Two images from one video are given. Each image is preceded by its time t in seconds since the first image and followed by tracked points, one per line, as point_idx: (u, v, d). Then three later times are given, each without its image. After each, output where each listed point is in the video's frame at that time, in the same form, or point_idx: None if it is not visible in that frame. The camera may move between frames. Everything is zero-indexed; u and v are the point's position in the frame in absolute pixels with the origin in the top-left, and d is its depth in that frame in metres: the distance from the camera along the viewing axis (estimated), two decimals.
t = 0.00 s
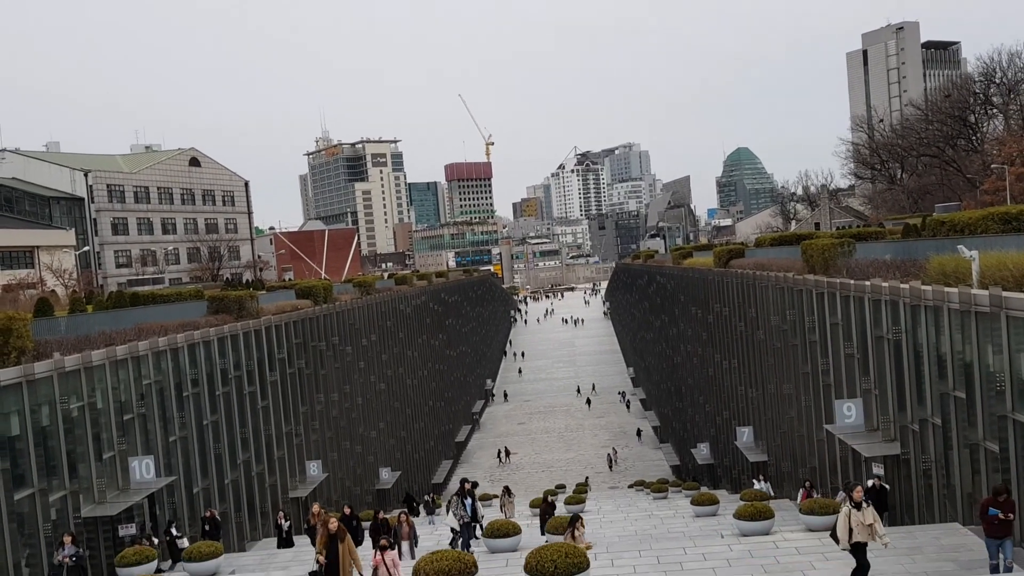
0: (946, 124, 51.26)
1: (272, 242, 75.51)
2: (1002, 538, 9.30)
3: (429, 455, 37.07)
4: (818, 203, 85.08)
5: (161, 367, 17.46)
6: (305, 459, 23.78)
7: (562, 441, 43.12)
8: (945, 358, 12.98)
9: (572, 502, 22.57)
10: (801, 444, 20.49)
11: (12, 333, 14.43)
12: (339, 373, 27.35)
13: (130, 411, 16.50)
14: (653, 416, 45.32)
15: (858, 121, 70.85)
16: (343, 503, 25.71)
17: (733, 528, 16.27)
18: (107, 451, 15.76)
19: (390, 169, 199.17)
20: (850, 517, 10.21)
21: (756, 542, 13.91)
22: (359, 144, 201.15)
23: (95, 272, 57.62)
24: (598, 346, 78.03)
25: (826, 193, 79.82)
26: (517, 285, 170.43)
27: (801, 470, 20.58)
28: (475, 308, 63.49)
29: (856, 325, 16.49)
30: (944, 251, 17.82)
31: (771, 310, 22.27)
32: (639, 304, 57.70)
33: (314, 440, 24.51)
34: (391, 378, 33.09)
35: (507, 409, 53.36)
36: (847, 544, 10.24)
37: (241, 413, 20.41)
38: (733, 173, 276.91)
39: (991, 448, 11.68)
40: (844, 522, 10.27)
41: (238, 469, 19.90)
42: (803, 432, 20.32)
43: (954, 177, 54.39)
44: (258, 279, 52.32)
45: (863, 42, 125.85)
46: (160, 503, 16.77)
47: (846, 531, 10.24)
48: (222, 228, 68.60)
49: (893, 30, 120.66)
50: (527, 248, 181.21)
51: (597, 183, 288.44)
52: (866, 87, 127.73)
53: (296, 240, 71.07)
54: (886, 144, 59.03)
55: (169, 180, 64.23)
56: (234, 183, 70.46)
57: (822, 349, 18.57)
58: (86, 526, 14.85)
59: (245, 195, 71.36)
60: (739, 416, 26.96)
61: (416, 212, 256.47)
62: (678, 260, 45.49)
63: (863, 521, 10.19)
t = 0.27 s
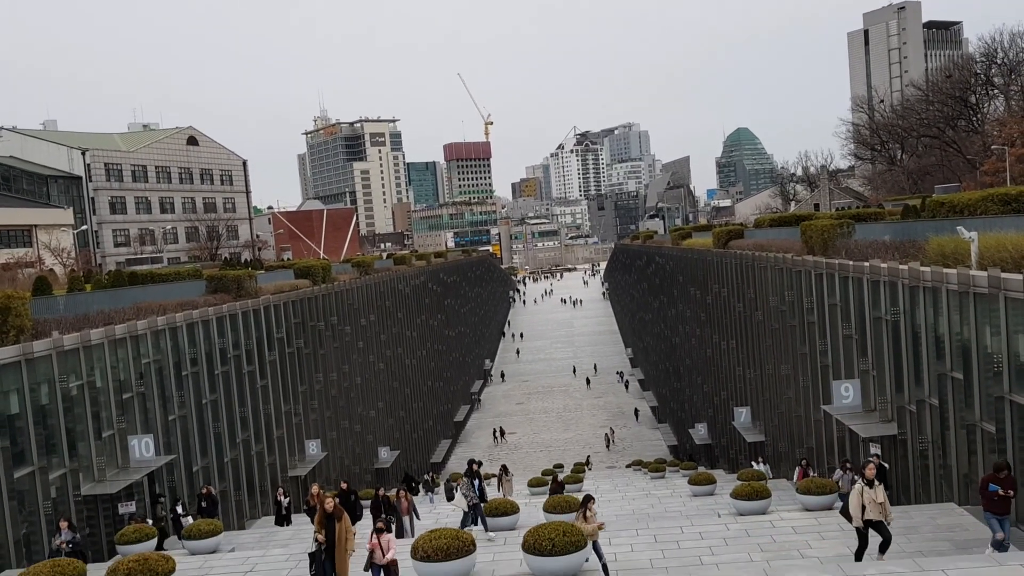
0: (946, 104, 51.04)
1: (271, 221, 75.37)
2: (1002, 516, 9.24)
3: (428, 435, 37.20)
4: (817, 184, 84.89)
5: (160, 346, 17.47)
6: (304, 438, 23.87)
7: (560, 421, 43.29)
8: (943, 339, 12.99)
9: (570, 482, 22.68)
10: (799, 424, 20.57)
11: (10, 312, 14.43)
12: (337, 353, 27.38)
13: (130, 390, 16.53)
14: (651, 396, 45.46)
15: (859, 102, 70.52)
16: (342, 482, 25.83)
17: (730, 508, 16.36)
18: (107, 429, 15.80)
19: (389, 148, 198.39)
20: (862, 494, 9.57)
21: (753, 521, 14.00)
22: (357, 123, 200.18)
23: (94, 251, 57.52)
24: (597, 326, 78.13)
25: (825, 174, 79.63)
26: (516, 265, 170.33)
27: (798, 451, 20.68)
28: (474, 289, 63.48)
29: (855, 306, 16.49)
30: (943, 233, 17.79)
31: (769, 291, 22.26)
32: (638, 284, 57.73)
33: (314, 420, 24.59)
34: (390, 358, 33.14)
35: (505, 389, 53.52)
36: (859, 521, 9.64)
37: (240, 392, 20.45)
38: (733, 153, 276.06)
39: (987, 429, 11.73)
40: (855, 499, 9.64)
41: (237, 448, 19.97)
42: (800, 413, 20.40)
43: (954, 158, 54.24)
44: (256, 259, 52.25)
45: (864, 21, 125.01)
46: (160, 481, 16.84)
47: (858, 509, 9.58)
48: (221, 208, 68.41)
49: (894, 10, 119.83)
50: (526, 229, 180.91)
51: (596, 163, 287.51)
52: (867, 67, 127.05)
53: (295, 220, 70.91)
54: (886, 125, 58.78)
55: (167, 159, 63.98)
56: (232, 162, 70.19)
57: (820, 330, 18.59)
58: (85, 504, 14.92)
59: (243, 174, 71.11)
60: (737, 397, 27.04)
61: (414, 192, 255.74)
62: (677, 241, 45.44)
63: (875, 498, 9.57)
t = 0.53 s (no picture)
0: (923, 84, 51.32)
1: (248, 200, 74.55)
2: (977, 491, 9.34)
3: (408, 415, 37.20)
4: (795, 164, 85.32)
5: (135, 326, 17.25)
6: (283, 419, 23.74)
7: (540, 400, 43.45)
8: (918, 317, 13.11)
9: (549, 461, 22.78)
10: (775, 402, 20.76)
11: None
12: (315, 333, 27.21)
13: (105, 370, 16.31)
14: (630, 375, 45.69)
15: (837, 81, 70.72)
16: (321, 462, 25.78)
17: (708, 485, 16.48)
18: (82, 410, 15.60)
19: (367, 126, 196.60)
20: (852, 467, 9.52)
21: (730, 498, 14.11)
22: (335, 101, 198.08)
23: (67, 230, 56.65)
24: (576, 306, 78.30)
25: (803, 153, 80.02)
26: (495, 245, 170.06)
27: (775, 428, 20.89)
28: (453, 268, 63.33)
29: (831, 285, 16.60)
30: (919, 211, 17.92)
31: (747, 270, 22.37)
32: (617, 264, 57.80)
33: (292, 400, 24.46)
34: (369, 338, 33.00)
35: (485, 369, 53.56)
36: (849, 493, 9.59)
37: (217, 373, 20.26)
38: (712, 133, 276.51)
39: (961, 406, 11.88)
40: (846, 472, 9.58)
41: (215, 428, 19.83)
42: (777, 390, 20.59)
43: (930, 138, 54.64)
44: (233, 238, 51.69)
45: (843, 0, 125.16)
46: (137, 463, 16.69)
47: (848, 481, 9.55)
48: (196, 186, 67.52)
49: None
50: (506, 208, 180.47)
51: (575, 142, 286.87)
52: (845, 47, 127.43)
53: (271, 199, 70.20)
54: (864, 104, 59.03)
55: (141, 136, 63.01)
56: (208, 140, 69.23)
57: (797, 308, 18.71)
58: (61, 486, 14.76)
59: (219, 152, 70.17)
60: (715, 375, 27.22)
61: (393, 170, 253.97)
62: (656, 220, 45.51)
63: (866, 471, 9.49)
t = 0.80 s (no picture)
0: (899, 72, 51.64)
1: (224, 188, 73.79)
2: (951, 473, 9.45)
3: (386, 403, 37.10)
4: (772, 152, 85.76)
5: (109, 315, 17.00)
6: (259, 408, 23.56)
7: (519, 387, 43.50)
8: (892, 304, 13.23)
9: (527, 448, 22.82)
10: (752, 388, 20.91)
11: None
12: (292, 321, 27.00)
13: (78, 359, 16.07)
14: (608, 362, 45.84)
15: (814, 69, 71.01)
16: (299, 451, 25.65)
17: (684, 471, 16.58)
18: (56, 400, 15.36)
19: (344, 113, 194.95)
20: (839, 450, 9.42)
21: (706, 484, 14.21)
22: (312, 87, 196.18)
23: (39, 217, 55.75)
24: (555, 293, 78.37)
25: (780, 141, 80.43)
26: (474, 233, 169.70)
27: (751, 414, 21.06)
28: (432, 256, 63.13)
29: (807, 272, 16.70)
30: (894, 199, 18.06)
31: (724, 257, 22.46)
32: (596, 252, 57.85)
33: (268, 388, 24.27)
34: (346, 326, 32.82)
35: (464, 357, 53.50)
36: (835, 475, 9.51)
37: (193, 361, 20.04)
38: (690, 120, 277.13)
39: (934, 392, 12.02)
40: (832, 455, 9.48)
41: (190, 418, 19.63)
42: (753, 377, 20.74)
43: (905, 126, 55.06)
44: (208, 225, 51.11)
45: None
46: (112, 453, 16.48)
47: (835, 464, 9.46)
48: (171, 173, 66.66)
49: None
50: (485, 195, 180.03)
51: (554, 129, 286.47)
52: (823, 35, 127.93)
53: (248, 186, 69.51)
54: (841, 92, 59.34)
55: (114, 122, 62.08)
56: (183, 126, 68.32)
57: (773, 295, 18.82)
58: (34, 476, 14.55)
59: (194, 139, 69.28)
60: (692, 362, 27.38)
61: (371, 157, 252.27)
62: (635, 208, 45.59)
63: (853, 453, 9.41)
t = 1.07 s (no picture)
0: (890, 54, 51.60)
1: (213, 172, 73.30)
2: (943, 453, 9.48)
3: (378, 387, 37.09)
4: (763, 135, 85.73)
5: (98, 300, 16.91)
6: (251, 393, 23.53)
7: (511, 371, 43.57)
8: (882, 287, 13.28)
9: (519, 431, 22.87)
10: (743, 370, 20.99)
11: None
12: (283, 306, 26.92)
13: (68, 345, 15.98)
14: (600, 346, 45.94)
15: (805, 51, 70.88)
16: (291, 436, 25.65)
17: (676, 453, 16.65)
18: (46, 386, 15.29)
19: (334, 96, 193.70)
20: (846, 430, 9.35)
21: (698, 467, 14.27)
22: (301, 70, 194.70)
23: (27, 203, 55.25)
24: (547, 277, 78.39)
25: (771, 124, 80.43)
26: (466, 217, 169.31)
27: (742, 397, 21.17)
28: (423, 241, 63.01)
29: (798, 256, 16.74)
30: (884, 182, 18.08)
31: (715, 241, 22.48)
32: (587, 235, 57.82)
33: (260, 373, 24.23)
34: (338, 311, 32.77)
35: (456, 341, 53.52)
36: (842, 456, 9.44)
37: (184, 346, 19.97)
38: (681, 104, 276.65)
39: (923, 373, 12.10)
40: (839, 435, 9.41)
41: (182, 403, 19.60)
42: (744, 360, 20.83)
43: (896, 108, 55.10)
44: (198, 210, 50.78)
45: None
46: (103, 439, 16.44)
47: (842, 444, 9.39)
48: (160, 157, 66.11)
49: None
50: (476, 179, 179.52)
51: (546, 112, 285.50)
52: (814, 17, 127.64)
53: (238, 170, 69.06)
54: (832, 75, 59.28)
55: (102, 106, 61.48)
56: (171, 110, 67.72)
57: (765, 278, 18.85)
58: (26, 462, 14.51)
59: (183, 123, 68.71)
60: (684, 345, 27.45)
61: (361, 141, 250.91)
62: (627, 191, 45.54)
63: (858, 433, 9.35)
